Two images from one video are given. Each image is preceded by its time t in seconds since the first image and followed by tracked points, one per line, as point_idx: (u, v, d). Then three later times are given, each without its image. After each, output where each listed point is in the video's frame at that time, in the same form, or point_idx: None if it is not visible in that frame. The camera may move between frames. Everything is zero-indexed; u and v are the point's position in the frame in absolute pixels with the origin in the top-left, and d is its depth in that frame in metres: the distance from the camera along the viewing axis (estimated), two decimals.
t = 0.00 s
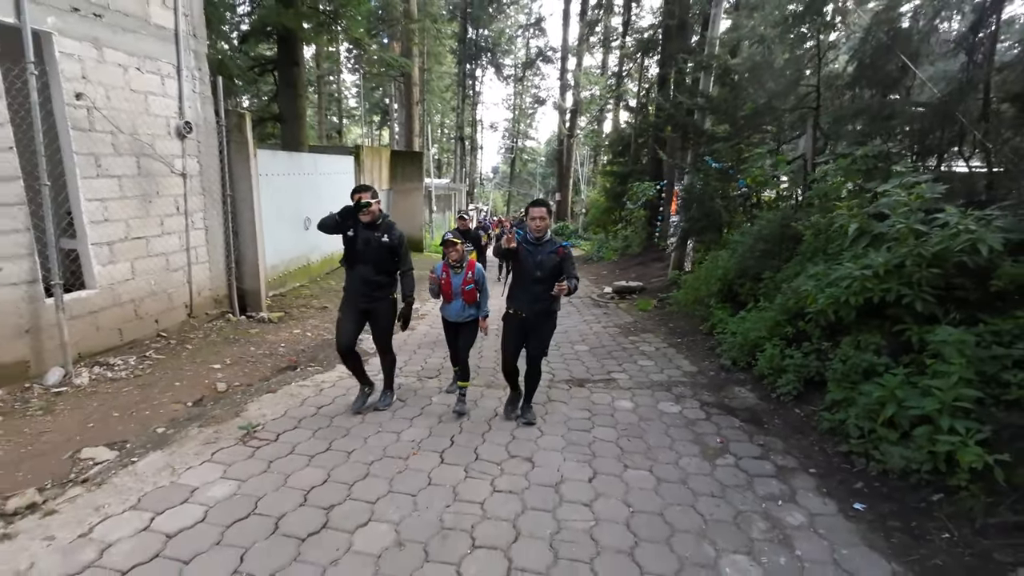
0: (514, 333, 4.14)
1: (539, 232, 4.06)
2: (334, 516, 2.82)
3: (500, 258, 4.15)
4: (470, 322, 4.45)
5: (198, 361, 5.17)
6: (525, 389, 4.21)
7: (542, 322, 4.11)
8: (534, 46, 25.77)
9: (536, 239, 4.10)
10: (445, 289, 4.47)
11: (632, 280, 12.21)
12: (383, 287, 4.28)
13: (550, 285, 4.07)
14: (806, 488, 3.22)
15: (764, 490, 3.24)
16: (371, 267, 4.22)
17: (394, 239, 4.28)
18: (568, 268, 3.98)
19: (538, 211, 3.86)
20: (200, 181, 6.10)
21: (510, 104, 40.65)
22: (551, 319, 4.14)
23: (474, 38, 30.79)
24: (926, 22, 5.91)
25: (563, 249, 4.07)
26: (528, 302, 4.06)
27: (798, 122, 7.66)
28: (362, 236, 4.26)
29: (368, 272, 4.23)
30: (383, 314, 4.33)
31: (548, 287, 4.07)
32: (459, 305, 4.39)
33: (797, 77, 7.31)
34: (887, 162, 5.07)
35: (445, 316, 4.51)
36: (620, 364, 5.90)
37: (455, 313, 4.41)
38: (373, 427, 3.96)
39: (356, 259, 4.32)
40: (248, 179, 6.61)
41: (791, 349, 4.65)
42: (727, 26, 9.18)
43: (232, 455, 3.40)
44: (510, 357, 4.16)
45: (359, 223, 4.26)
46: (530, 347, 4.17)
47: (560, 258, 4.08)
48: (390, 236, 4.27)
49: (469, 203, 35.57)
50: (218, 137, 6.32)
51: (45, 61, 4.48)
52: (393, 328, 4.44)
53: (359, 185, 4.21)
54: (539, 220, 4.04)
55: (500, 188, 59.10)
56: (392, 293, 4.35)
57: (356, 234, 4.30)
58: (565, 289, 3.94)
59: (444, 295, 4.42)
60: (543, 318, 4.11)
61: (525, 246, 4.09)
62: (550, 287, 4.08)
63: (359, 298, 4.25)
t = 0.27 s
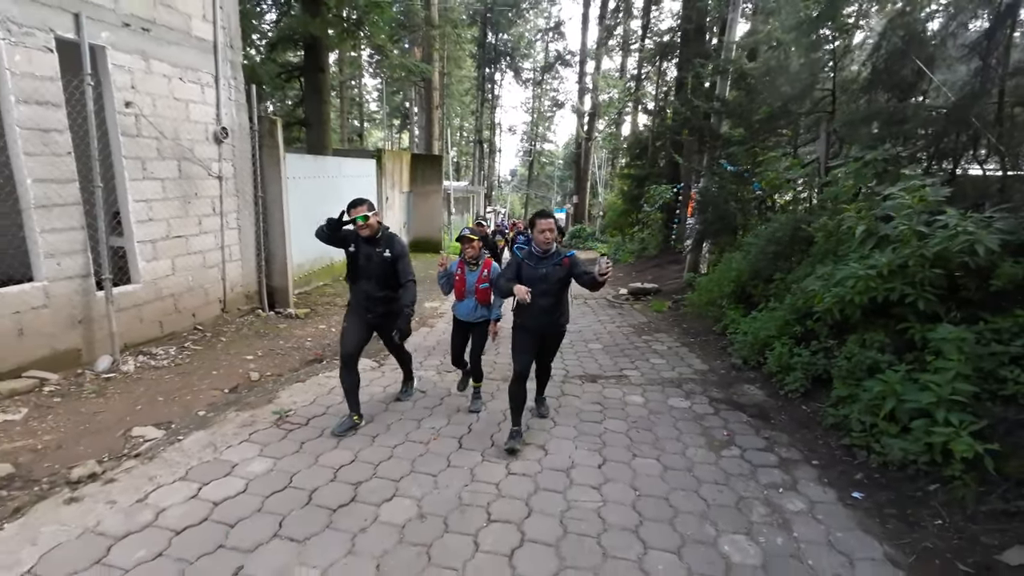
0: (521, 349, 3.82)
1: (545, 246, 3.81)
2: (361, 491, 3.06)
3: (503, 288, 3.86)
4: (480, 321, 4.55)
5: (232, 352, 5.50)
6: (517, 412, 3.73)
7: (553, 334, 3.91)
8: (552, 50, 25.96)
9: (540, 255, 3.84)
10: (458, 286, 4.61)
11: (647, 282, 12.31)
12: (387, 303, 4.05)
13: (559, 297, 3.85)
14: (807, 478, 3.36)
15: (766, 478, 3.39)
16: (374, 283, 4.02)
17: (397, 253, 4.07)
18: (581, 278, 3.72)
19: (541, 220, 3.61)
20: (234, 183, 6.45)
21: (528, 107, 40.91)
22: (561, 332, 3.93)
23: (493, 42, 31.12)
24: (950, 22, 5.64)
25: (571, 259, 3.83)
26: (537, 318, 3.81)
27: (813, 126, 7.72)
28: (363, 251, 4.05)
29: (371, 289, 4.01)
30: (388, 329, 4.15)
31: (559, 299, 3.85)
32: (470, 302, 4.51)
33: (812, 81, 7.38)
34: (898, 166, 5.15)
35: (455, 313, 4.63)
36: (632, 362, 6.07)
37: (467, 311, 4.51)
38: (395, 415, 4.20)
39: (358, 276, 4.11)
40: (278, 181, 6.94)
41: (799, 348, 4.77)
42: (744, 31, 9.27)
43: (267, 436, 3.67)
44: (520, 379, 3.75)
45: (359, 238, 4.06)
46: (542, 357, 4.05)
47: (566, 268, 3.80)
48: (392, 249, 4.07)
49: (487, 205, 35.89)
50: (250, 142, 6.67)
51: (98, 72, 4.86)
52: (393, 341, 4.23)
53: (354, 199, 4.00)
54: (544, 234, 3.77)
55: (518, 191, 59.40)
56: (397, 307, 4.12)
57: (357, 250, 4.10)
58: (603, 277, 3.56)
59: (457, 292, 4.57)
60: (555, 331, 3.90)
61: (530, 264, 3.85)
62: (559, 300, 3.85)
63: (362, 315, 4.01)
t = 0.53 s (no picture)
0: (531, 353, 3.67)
1: (547, 242, 3.65)
2: (382, 473, 3.29)
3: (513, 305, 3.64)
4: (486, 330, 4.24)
5: (260, 346, 5.81)
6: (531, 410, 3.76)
7: (561, 334, 3.71)
8: (572, 54, 26.08)
9: (541, 250, 3.69)
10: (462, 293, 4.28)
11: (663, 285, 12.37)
12: (385, 291, 3.91)
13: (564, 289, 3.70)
14: (808, 475, 3.48)
15: (768, 474, 3.52)
16: (371, 269, 3.90)
17: (394, 238, 3.93)
18: (592, 274, 3.61)
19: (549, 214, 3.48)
20: (264, 186, 6.78)
21: (548, 110, 41.06)
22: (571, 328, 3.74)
23: (513, 46, 31.37)
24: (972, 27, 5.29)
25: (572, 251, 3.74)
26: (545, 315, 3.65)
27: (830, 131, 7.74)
28: (360, 237, 3.96)
29: (369, 275, 3.90)
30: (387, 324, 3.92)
31: (565, 296, 3.70)
32: (476, 310, 4.18)
33: (829, 87, 7.40)
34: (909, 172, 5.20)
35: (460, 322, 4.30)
36: (643, 362, 6.21)
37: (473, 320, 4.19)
38: (414, 407, 4.42)
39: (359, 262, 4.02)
40: (305, 184, 7.25)
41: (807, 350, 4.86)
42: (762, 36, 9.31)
43: (295, 422, 3.94)
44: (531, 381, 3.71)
45: (357, 223, 3.96)
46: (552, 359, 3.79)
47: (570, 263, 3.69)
48: (389, 234, 3.93)
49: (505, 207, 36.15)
50: (280, 146, 7.00)
51: (144, 82, 5.23)
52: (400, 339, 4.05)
53: (349, 183, 3.91)
54: (546, 229, 3.62)
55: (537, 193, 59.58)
56: (396, 295, 3.98)
57: (356, 235, 4.01)
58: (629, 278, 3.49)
59: (462, 300, 4.24)
60: (562, 330, 3.72)
61: (532, 262, 3.68)
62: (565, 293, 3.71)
63: (360, 303, 3.94)
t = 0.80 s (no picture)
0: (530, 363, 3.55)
1: (553, 250, 3.37)
2: (394, 454, 3.50)
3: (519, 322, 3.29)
4: (482, 325, 4.17)
5: (283, 337, 6.09)
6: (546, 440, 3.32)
7: (565, 348, 3.43)
8: (592, 54, 26.09)
9: (546, 259, 3.41)
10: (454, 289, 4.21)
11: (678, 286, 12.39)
12: (381, 301, 3.86)
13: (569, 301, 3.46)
14: (805, 467, 3.58)
15: (765, 466, 3.62)
16: (365, 279, 3.81)
17: (391, 249, 3.82)
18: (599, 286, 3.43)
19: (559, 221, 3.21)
20: (288, 184, 7.06)
21: (567, 110, 41.08)
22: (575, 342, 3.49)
23: (533, 47, 31.48)
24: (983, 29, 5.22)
25: (578, 260, 3.48)
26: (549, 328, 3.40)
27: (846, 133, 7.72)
28: (354, 245, 3.82)
29: (362, 285, 3.81)
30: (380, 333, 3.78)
31: (569, 306, 3.46)
32: (470, 305, 4.11)
33: (846, 88, 7.39)
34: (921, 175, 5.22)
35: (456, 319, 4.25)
36: (652, 359, 6.32)
37: (468, 316, 4.13)
38: (426, 397, 4.63)
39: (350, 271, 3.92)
40: (327, 183, 7.52)
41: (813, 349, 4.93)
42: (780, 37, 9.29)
43: (314, 407, 4.17)
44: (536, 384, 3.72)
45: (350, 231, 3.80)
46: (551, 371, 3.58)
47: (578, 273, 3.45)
48: (386, 245, 3.81)
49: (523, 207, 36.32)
50: (304, 146, 7.28)
51: (179, 86, 5.55)
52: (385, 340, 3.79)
53: (346, 190, 3.69)
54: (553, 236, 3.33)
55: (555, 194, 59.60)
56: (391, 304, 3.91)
57: (348, 244, 3.87)
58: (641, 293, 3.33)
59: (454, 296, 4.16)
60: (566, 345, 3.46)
61: (537, 272, 3.39)
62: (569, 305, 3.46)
63: (353, 314, 3.87)
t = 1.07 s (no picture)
0: (527, 361, 3.42)
1: (562, 241, 3.27)
2: (406, 438, 3.70)
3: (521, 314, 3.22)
4: (476, 333, 3.91)
5: (303, 328, 6.36)
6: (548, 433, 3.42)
7: (567, 346, 3.34)
8: (609, 53, 26.07)
9: (555, 251, 3.32)
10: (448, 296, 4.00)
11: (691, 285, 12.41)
12: (362, 293, 3.67)
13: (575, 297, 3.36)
14: (801, 458, 3.70)
15: (762, 456, 3.75)
16: (347, 269, 3.65)
17: (375, 238, 3.63)
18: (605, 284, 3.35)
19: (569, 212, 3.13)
20: (309, 183, 7.33)
21: (584, 109, 41.03)
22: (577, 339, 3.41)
23: (550, 46, 31.55)
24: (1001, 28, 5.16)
25: (588, 255, 3.40)
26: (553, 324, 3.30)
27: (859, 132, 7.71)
28: (339, 233, 3.69)
29: (345, 275, 3.66)
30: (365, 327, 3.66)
31: (574, 303, 3.36)
32: (463, 312, 3.88)
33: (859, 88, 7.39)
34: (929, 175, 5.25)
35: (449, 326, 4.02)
36: (660, 356, 6.43)
37: (463, 322, 3.87)
38: (438, 387, 4.82)
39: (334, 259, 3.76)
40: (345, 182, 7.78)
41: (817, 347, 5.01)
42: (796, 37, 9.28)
43: (332, 394, 4.41)
44: (527, 389, 3.52)
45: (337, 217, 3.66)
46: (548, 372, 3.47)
47: (586, 268, 3.36)
48: (371, 235, 3.63)
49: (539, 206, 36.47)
50: (324, 145, 7.54)
51: (207, 90, 5.84)
52: (378, 339, 3.76)
53: (334, 173, 3.58)
54: (562, 226, 3.23)
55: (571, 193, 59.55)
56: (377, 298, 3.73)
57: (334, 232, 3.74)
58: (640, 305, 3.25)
59: (448, 303, 3.94)
60: (568, 343, 3.36)
61: (544, 264, 3.29)
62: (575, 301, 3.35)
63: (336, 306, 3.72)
